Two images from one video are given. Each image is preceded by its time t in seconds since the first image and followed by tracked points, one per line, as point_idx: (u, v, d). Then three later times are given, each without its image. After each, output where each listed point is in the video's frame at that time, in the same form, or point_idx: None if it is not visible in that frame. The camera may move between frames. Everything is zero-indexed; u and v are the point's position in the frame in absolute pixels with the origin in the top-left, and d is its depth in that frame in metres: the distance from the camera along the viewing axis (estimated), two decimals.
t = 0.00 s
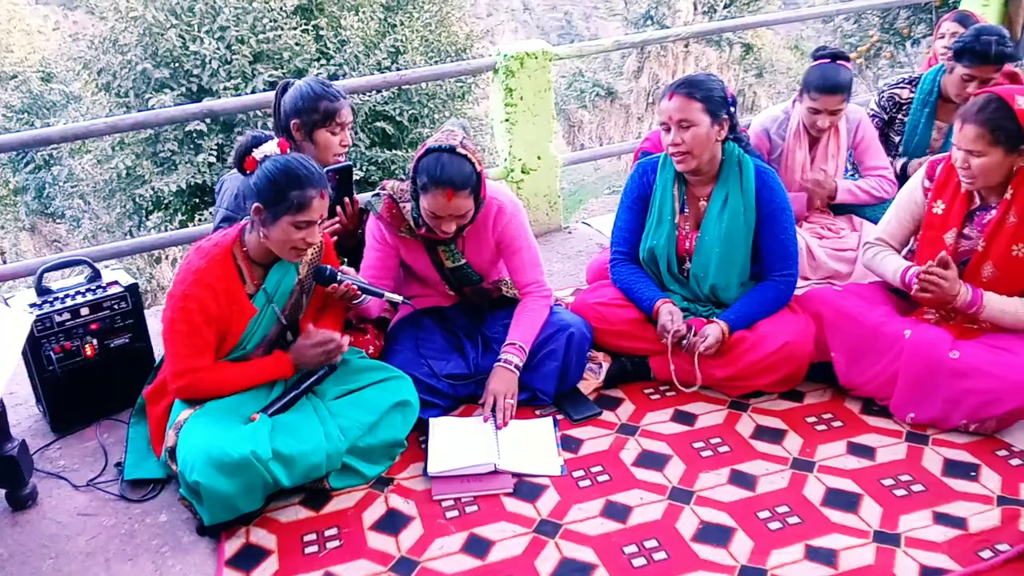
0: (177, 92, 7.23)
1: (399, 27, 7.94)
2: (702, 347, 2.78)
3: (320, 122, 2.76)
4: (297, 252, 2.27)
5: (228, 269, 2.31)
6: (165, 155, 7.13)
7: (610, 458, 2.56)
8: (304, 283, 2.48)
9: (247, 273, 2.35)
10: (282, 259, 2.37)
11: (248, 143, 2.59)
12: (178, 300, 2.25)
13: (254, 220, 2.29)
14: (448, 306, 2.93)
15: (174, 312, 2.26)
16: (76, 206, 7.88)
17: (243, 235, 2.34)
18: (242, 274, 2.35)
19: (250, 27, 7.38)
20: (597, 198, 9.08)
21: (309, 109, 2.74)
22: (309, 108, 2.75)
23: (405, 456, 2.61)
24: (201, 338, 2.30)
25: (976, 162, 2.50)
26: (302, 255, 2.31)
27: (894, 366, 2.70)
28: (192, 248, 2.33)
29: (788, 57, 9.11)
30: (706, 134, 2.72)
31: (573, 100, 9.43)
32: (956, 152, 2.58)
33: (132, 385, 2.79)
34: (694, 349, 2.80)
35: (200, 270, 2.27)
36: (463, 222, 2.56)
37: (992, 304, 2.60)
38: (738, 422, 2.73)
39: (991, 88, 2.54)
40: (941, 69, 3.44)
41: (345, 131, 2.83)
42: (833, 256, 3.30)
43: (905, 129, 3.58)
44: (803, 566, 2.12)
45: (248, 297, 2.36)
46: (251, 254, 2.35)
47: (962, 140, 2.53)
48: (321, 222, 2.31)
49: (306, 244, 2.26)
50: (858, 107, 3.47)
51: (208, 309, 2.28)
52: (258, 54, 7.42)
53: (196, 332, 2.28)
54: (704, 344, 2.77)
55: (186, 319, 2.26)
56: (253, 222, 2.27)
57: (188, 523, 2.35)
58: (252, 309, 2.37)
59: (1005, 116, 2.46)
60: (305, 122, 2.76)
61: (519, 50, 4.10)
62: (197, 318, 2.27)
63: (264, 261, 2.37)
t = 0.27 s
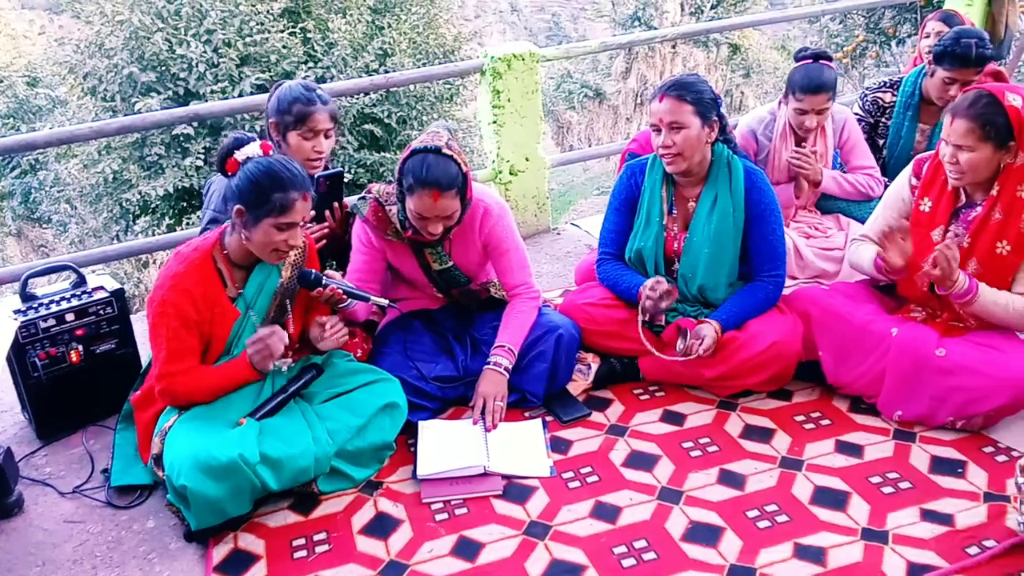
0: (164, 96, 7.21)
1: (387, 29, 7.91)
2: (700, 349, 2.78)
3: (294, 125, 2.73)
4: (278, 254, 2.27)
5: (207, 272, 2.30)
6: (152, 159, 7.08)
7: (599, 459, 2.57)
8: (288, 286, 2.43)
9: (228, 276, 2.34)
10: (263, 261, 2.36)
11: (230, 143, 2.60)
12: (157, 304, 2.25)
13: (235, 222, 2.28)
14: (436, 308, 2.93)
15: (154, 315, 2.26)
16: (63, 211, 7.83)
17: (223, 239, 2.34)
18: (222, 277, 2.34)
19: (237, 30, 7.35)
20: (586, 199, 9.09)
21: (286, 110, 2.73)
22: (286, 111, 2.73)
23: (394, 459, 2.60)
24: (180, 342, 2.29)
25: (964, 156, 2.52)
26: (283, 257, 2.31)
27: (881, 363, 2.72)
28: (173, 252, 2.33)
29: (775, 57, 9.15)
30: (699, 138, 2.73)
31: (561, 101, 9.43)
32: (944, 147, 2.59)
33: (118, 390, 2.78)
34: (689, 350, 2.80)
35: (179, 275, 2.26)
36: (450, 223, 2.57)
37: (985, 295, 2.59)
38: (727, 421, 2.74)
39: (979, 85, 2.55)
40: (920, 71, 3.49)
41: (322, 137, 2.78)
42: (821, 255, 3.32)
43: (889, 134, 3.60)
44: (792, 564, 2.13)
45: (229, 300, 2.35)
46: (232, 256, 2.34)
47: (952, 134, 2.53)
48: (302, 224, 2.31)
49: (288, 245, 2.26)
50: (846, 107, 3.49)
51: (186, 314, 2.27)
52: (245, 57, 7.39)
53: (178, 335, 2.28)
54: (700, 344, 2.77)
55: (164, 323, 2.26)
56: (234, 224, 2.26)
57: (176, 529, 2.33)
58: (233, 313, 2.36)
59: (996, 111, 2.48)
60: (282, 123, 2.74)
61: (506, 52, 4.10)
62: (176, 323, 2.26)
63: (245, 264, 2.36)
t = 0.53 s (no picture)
0: (148, 97, 7.19)
1: (373, 29, 7.87)
2: (679, 343, 2.79)
3: (267, 126, 2.70)
4: (257, 257, 2.26)
5: (190, 276, 2.28)
6: (137, 160, 7.05)
7: (586, 458, 2.57)
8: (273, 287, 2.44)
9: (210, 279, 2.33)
10: (246, 264, 2.34)
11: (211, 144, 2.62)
12: (141, 310, 2.24)
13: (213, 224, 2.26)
14: (423, 308, 2.92)
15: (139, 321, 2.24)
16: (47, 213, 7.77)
17: (205, 242, 2.31)
18: (205, 281, 2.32)
19: (221, 30, 7.32)
20: (573, 198, 9.09)
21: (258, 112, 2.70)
22: (259, 111, 2.71)
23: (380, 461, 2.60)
24: (168, 347, 2.27)
25: (948, 154, 2.54)
26: (263, 260, 2.29)
27: (865, 361, 2.73)
28: (153, 255, 2.31)
29: (760, 56, 9.18)
30: (688, 139, 2.74)
31: (548, 101, 9.42)
32: (928, 145, 2.61)
33: (101, 393, 2.76)
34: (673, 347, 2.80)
35: (162, 279, 2.24)
36: (437, 220, 2.56)
37: (960, 295, 2.63)
38: (713, 419, 2.75)
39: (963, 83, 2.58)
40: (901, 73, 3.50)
41: (296, 138, 2.75)
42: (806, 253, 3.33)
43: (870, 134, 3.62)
44: (777, 561, 2.13)
45: (213, 304, 2.34)
46: (214, 259, 2.32)
47: (936, 132, 2.55)
48: (283, 227, 2.29)
49: (267, 248, 2.24)
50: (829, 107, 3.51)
51: (172, 319, 2.25)
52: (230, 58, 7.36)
53: (164, 342, 2.26)
54: (681, 340, 2.78)
55: (151, 329, 2.24)
56: (213, 226, 2.25)
57: (160, 533, 2.32)
58: (218, 316, 2.36)
59: (980, 108, 2.49)
60: (256, 124, 2.73)
61: (492, 52, 4.10)
62: (161, 328, 2.25)
63: (228, 266, 2.34)
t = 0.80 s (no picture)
0: (129, 97, 7.12)
1: (356, 28, 7.84)
2: (667, 339, 2.80)
3: (241, 124, 2.71)
4: (240, 254, 2.25)
5: (169, 277, 2.26)
6: (117, 160, 7.00)
7: (572, 456, 2.57)
8: (254, 285, 2.43)
9: (191, 279, 2.31)
10: (227, 262, 2.33)
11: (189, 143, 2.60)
12: (119, 311, 2.21)
13: (194, 224, 2.25)
14: (407, 308, 2.93)
15: (117, 322, 2.22)
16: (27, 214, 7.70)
17: (184, 241, 2.30)
18: (185, 281, 2.30)
19: (202, 29, 7.26)
20: (558, 196, 9.09)
21: (233, 110, 2.71)
22: (233, 110, 2.72)
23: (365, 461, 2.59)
24: (146, 349, 2.25)
25: (931, 148, 2.56)
26: (245, 258, 2.28)
27: (848, 356, 2.74)
28: (133, 257, 2.29)
29: (743, 53, 9.19)
30: (676, 135, 2.75)
31: (532, 99, 9.41)
32: (911, 139, 2.63)
33: (82, 397, 2.74)
34: (661, 343, 2.82)
35: (140, 280, 2.22)
36: (422, 217, 2.56)
37: (940, 291, 2.66)
38: (698, 415, 2.76)
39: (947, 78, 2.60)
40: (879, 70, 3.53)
41: (271, 136, 2.75)
42: (789, 249, 3.35)
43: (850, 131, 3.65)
44: (762, 556, 2.14)
45: (193, 303, 2.31)
46: (194, 259, 2.30)
47: (920, 125, 2.57)
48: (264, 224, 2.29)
49: (250, 246, 2.23)
50: (810, 104, 3.51)
51: (150, 319, 2.23)
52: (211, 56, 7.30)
53: (142, 342, 2.24)
54: (670, 337, 2.79)
55: (129, 330, 2.21)
56: (194, 226, 2.23)
57: (143, 536, 2.31)
58: (198, 316, 2.33)
59: (962, 102, 2.52)
60: (231, 122, 2.74)
61: (474, 49, 4.09)
62: (140, 329, 2.22)
63: (208, 265, 2.33)
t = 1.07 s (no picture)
0: (112, 99, 7.06)
1: (340, 28, 7.80)
2: (653, 336, 2.81)
3: (222, 123, 2.71)
4: (219, 247, 2.22)
5: (151, 274, 2.24)
6: (101, 163, 6.96)
7: (560, 456, 2.57)
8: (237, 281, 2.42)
9: (172, 276, 2.30)
10: (208, 256, 2.32)
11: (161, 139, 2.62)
12: (102, 310, 2.19)
13: (170, 220, 2.23)
14: (394, 309, 2.92)
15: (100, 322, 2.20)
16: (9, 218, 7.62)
17: (163, 239, 2.28)
18: (167, 278, 2.29)
19: (185, 30, 7.22)
20: (545, 196, 9.09)
21: (213, 110, 2.71)
22: (214, 109, 2.72)
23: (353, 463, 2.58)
24: (130, 349, 2.23)
25: (915, 146, 2.57)
26: (225, 250, 2.25)
27: (834, 353, 2.75)
28: (114, 258, 2.27)
29: (728, 52, 9.23)
30: (661, 134, 2.76)
31: (518, 99, 9.39)
32: (895, 137, 2.64)
33: (65, 402, 2.72)
34: (647, 342, 2.83)
35: (122, 278, 2.20)
36: (406, 216, 2.55)
37: (934, 279, 2.62)
38: (686, 414, 2.76)
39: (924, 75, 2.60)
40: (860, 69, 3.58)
41: (253, 134, 2.74)
42: (774, 247, 3.36)
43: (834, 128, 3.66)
44: (751, 553, 2.15)
45: (176, 301, 2.30)
46: (174, 255, 2.29)
47: (902, 124, 2.58)
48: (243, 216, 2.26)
49: (229, 237, 2.21)
50: (793, 103, 3.55)
51: (133, 318, 2.21)
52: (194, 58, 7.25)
53: (128, 341, 2.22)
54: (655, 335, 2.80)
55: (113, 330, 2.20)
56: (170, 222, 2.22)
57: (129, 542, 2.29)
58: (181, 314, 2.32)
59: (944, 98, 2.53)
60: (212, 121, 2.73)
61: (459, 50, 4.08)
62: (123, 328, 2.20)
63: (189, 262, 2.32)
